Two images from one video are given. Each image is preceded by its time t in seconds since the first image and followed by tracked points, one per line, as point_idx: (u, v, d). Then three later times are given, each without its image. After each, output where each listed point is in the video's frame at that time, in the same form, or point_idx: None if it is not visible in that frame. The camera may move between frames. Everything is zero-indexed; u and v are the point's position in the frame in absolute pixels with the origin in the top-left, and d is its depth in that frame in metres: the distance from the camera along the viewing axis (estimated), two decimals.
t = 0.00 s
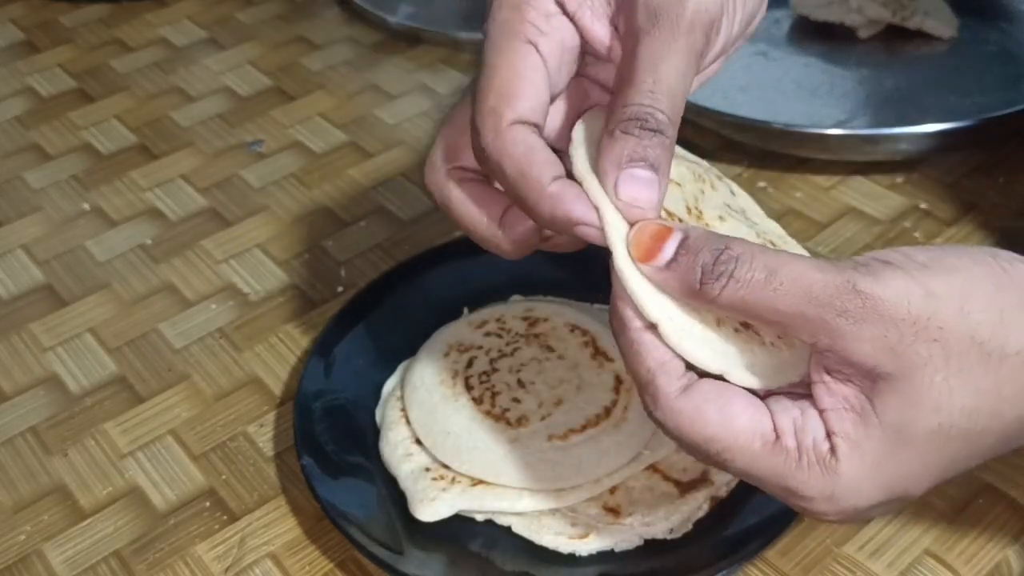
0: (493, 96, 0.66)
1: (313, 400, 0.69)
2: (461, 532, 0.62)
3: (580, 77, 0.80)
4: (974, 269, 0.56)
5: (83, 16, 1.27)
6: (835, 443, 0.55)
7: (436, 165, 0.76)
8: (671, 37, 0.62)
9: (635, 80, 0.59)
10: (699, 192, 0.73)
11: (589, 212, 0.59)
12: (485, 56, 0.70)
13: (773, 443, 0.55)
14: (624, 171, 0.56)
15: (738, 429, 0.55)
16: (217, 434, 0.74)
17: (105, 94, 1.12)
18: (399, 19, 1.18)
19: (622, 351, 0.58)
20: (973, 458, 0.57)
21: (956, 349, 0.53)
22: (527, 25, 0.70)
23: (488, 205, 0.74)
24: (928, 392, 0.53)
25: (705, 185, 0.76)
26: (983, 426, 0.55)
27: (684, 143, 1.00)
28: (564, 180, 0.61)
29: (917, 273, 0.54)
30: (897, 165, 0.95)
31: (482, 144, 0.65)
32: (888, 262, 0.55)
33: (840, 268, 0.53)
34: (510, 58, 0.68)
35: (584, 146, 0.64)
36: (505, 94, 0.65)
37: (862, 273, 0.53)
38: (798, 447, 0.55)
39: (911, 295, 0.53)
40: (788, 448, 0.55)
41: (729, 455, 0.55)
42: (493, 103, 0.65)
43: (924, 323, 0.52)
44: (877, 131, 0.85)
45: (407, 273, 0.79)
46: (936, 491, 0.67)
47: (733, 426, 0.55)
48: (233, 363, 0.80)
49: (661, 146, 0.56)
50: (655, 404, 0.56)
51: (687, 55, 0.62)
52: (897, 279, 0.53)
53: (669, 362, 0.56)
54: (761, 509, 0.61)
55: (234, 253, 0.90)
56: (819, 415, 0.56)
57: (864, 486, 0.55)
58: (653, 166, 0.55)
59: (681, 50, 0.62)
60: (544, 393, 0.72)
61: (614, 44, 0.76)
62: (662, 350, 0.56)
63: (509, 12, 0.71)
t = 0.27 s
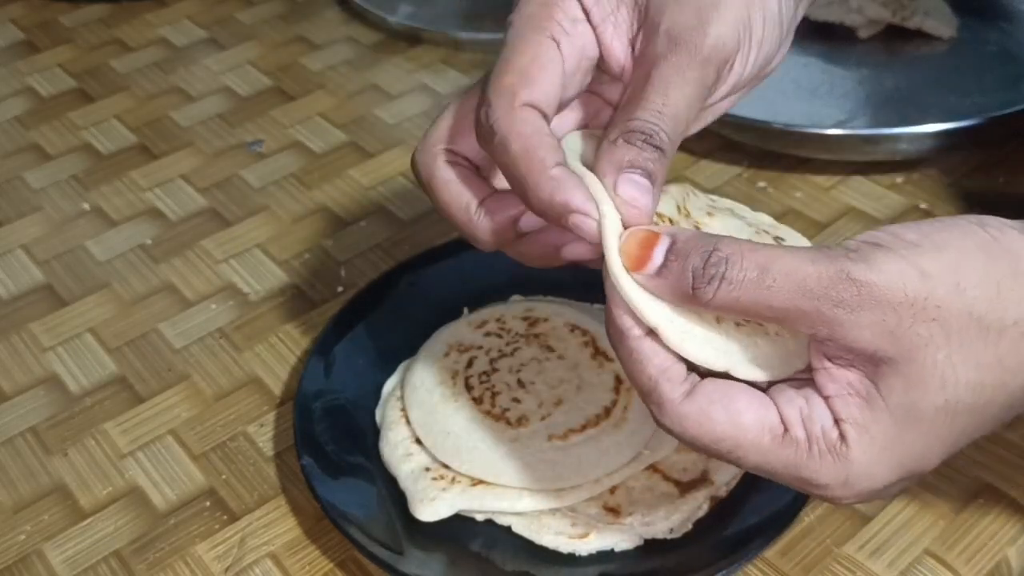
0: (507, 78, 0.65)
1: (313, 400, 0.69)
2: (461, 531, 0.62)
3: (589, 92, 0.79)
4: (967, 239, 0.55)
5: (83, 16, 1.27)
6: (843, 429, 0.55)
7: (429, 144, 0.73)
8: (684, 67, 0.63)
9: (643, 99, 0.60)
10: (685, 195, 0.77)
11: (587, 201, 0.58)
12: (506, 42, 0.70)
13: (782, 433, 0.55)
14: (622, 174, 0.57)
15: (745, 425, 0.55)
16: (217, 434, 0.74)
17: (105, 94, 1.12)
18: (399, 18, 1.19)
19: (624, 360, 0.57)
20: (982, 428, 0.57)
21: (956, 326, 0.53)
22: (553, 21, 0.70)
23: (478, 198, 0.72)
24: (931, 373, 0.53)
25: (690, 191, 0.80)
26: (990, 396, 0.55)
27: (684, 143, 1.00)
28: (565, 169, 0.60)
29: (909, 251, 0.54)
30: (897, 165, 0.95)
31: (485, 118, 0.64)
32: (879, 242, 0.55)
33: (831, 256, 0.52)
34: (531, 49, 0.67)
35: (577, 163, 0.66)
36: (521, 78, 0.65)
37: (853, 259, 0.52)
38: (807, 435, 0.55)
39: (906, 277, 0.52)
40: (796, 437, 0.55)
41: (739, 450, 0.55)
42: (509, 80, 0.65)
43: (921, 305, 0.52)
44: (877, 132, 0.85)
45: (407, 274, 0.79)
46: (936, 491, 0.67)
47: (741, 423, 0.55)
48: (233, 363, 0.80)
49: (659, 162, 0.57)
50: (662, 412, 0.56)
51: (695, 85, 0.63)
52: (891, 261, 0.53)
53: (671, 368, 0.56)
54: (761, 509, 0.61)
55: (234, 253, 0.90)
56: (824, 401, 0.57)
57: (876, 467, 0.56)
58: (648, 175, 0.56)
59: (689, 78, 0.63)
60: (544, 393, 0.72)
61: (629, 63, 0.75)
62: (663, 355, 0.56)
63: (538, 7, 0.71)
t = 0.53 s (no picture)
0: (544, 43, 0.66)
1: (313, 400, 0.69)
2: (462, 531, 0.62)
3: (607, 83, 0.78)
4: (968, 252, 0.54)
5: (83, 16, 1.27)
6: (851, 446, 0.56)
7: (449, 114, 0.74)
8: (716, 49, 0.65)
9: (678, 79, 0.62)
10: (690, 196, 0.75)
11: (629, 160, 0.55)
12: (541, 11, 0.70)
13: (789, 451, 0.56)
14: (658, 142, 0.56)
15: (753, 447, 0.55)
16: (217, 434, 0.74)
17: (105, 94, 1.12)
18: (399, 18, 1.19)
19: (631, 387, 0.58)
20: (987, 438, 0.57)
21: (960, 343, 0.53)
22: None
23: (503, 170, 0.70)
24: (936, 390, 0.53)
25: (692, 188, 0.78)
26: (995, 407, 0.55)
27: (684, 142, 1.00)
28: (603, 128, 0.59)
29: (910, 268, 0.53)
30: (897, 165, 0.95)
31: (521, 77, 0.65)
32: (881, 258, 0.54)
33: (833, 277, 0.52)
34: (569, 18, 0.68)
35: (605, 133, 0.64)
36: (565, 42, 0.66)
37: (856, 279, 0.52)
38: (815, 453, 0.56)
39: (910, 295, 0.52)
40: (804, 454, 0.56)
41: (749, 473, 0.56)
42: (550, 40, 0.66)
43: (926, 323, 0.52)
44: (877, 132, 0.86)
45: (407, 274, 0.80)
46: (936, 491, 0.67)
47: (749, 443, 0.56)
48: (233, 363, 0.80)
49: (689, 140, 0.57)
50: (670, 439, 0.57)
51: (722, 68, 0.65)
52: (893, 280, 0.52)
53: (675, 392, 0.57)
54: (760, 509, 0.61)
55: (234, 253, 0.90)
56: (830, 419, 0.57)
57: (885, 483, 0.56)
58: (682, 145, 0.56)
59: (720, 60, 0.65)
60: (544, 393, 0.72)
61: (654, 46, 0.74)
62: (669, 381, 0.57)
63: None
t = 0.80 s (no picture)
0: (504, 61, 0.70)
1: (313, 400, 0.69)
2: (462, 531, 0.62)
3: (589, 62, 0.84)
4: (993, 288, 0.56)
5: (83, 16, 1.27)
6: (854, 470, 0.57)
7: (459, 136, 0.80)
8: (689, 14, 0.65)
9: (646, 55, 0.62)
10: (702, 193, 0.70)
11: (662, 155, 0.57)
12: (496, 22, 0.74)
13: (793, 470, 0.56)
14: (644, 134, 0.57)
15: (757, 460, 0.56)
16: (217, 434, 0.74)
17: (105, 94, 1.12)
18: (399, 18, 1.19)
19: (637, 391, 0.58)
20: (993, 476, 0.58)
21: (976, 380, 0.54)
22: None
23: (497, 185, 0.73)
24: (948, 423, 0.54)
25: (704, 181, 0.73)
26: (1005, 450, 0.56)
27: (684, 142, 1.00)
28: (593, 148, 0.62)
29: (936, 302, 0.54)
30: (897, 164, 0.95)
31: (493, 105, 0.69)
32: (906, 287, 0.55)
33: (859, 299, 0.52)
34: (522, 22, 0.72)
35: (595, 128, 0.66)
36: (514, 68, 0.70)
37: (880, 304, 0.52)
38: (818, 474, 0.56)
39: (932, 328, 0.53)
40: (807, 475, 0.56)
41: (750, 485, 0.57)
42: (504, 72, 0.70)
43: (946, 357, 0.53)
44: (877, 132, 0.86)
45: (407, 274, 0.80)
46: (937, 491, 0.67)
47: (752, 458, 0.56)
48: (233, 363, 0.79)
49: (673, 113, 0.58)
50: (675, 445, 0.58)
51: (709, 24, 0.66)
52: (917, 311, 0.53)
53: (683, 402, 0.57)
54: (760, 509, 0.61)
55: (234, 253, 0.90)
56: (836, 440, 0.58)
57: (885, 509, 0.57)
58: (669, 129, 0.57)
59: (695, 25, 0.64)
60: (544, 393, 0.72)
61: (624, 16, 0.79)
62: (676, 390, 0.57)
63: None
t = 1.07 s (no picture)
0: (499, 110, 0.71)
1: (313, 400, 0.69)
2: (462, 531, 0.62)
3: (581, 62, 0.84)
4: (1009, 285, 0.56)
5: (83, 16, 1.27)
6: (856, 461, 0.56)
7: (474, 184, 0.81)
8: (677, 14, 0.64)
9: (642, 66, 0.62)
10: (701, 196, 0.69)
11: (694, 164, 0.59)
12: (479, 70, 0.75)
13: (790, 458, 0.56)
14: (670, 150, 0.59)
15: (755, 448, 0.56)
16: (217, 434, 0.74)
17: (105, 94, 1.12)
18: (399, 18, 1.19)
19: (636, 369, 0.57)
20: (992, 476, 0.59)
21: (988, 375, 0.54)
22: (510, 30, 0.75)
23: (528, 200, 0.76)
24: (958, 417, 0.54)
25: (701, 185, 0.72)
26: (1009, 448, 0.57)
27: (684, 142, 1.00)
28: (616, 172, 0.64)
29: (954, 293, 0.54)
30: (897, 164, 0.95)
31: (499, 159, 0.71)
32: (924, 277, 0.55)
33: (875, 285, 0.52)
34: (505, 69, 0.73)
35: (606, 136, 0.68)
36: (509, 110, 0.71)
37: (897, 291, 0.53)
38: (817, 464, 0.56)
39: (947, 317, 0.53)
40: (805, 465, 0.56)
41: (746, 470, 0.56)
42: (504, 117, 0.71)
43: (960, 347, 0.53)
44: (877, 132, 0.86)
45: (407, 274, 0.80)
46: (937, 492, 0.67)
47: (749, 445, 0.56)
48: (233, 363, 0.79)
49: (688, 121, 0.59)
50: (672, 425, 0.57)
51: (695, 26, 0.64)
52: (933, 299, 0.53)
53: (683, 384, 0.57)
54: (760, 509, 0.61)
55: (234, 253, 0.90)
56: (839, 431, 0.57)
57: (883, 502, 0.57)
58: (691, 138, 0.59)
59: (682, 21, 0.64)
60: (544, 393, 0.72)
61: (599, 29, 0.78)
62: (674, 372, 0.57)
63: (490, 22, 0.76)
